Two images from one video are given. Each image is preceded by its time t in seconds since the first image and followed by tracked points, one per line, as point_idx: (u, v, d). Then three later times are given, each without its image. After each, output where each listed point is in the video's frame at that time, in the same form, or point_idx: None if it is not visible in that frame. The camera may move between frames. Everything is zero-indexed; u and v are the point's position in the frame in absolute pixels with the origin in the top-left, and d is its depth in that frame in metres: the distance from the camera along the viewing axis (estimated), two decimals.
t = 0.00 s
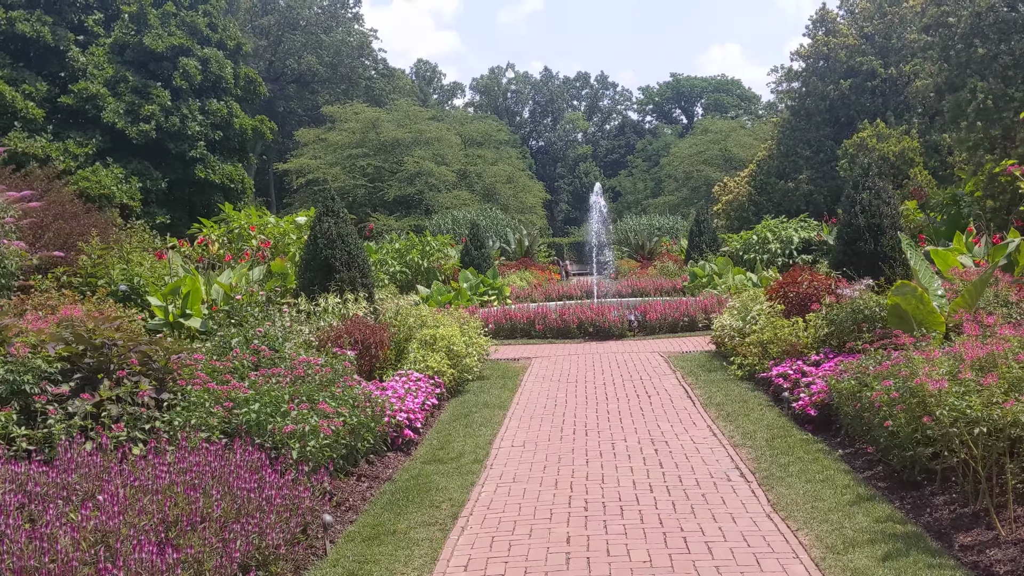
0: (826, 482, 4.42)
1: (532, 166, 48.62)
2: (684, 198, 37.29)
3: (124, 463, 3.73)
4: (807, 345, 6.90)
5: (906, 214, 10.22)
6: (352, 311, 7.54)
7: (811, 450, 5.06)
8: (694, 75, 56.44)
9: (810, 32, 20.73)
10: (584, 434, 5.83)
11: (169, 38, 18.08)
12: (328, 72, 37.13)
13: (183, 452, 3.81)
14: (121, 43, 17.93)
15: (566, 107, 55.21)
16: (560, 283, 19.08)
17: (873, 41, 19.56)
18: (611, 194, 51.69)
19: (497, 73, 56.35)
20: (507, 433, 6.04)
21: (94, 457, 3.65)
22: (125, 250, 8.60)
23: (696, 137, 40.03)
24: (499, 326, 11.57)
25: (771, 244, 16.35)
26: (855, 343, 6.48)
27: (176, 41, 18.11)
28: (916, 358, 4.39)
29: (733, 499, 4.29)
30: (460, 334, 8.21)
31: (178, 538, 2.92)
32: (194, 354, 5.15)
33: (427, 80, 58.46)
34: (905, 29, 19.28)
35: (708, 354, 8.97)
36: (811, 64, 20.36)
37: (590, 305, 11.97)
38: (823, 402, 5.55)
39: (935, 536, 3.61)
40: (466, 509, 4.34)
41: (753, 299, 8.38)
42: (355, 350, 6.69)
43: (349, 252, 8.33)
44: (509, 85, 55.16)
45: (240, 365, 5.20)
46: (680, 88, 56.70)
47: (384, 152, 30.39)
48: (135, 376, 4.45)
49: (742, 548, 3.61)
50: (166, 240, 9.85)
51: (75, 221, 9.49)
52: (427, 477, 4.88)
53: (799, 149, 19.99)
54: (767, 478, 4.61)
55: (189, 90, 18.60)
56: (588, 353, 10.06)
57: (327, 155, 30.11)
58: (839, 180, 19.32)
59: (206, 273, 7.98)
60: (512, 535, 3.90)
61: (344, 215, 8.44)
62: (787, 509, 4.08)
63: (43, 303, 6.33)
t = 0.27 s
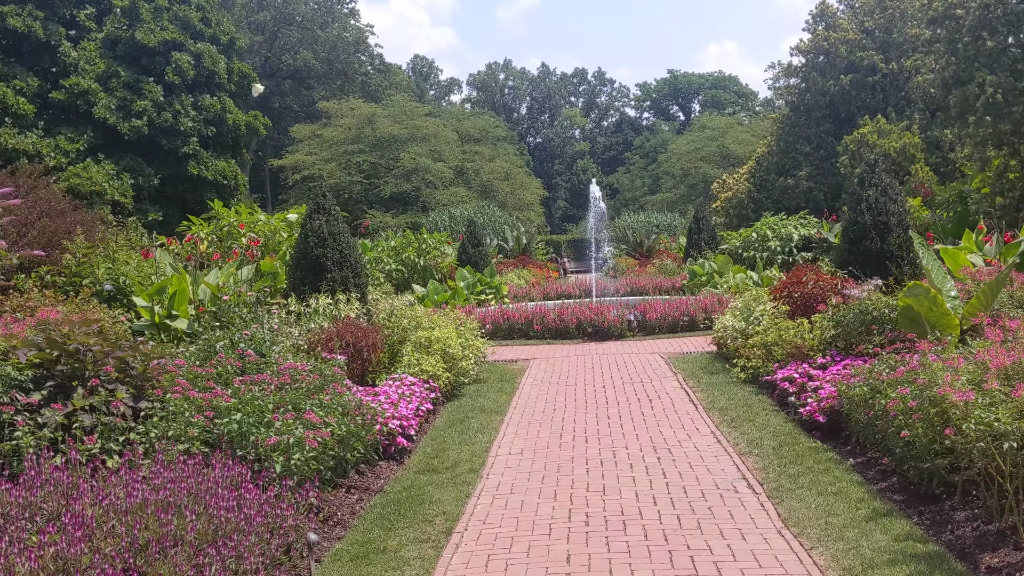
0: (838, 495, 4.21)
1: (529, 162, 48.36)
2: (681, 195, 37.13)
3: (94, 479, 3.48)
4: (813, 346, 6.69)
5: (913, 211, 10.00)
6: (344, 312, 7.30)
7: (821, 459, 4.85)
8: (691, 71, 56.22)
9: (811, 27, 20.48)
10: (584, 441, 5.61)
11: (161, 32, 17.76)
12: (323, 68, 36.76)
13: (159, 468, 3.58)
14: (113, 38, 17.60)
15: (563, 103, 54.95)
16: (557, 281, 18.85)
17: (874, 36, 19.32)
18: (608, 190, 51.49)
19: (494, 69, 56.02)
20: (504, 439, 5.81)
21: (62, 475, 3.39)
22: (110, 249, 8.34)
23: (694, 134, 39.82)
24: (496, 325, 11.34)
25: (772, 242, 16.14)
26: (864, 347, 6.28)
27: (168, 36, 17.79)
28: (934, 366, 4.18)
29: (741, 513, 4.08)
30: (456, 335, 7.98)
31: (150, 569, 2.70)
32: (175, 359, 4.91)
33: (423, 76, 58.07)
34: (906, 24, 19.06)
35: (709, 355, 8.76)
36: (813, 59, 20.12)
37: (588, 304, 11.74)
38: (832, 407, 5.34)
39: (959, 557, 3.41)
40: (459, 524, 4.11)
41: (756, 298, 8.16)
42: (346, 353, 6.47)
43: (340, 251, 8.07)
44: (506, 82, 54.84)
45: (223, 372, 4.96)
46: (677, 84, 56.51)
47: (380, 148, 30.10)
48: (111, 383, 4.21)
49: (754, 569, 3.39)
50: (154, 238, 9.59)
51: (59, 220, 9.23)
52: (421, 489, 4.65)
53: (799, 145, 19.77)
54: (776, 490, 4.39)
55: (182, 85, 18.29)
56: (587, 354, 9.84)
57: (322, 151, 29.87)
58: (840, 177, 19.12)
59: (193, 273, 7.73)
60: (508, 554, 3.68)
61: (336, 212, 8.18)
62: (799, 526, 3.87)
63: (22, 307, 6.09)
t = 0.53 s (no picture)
0: (854, 507, 3.96)
1: (530, 164, 48.17)
2: (683, 197, 36.88)
3: (55, 491, 3.24)
4: (822, 349, 6.43)
5: (923, 209, 9.72)
6: (335, 314, 7.07)
7: (833, 467, 4.60)
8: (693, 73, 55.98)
9: (814, 25, 20.26)
10: (583, 448, 5.36)
11: (156, 31, 17.60)
12: (324, 69, 36.58)
13: (125, 481, 3.33)
14: (107, 37, 17.45)
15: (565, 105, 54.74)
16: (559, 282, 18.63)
17: (878, 34, 19.09)
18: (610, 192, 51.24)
19: (496, 70, 55.85)
20: (500, 446, 5.57)
21: (19, 487, 3.16)
22: (97, 249, 8.13)
23: (696, 134, 39.54)
24: (495, 327, 11.11)
25: (775, 242, 15.90)
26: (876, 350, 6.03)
27: (163, 34, 17.63)
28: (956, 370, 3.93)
29: (749, 526, 3.83)
30: (452, 337, 7.74)
31: None
32: (153, 362, 4.68)
33: (425, 78, 57.96)
34: (911, 21, 18.81)
35: (713, 358, 8.52)
36: (816, 58, 19.89)
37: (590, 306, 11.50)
38: (844, 413, 5.07)
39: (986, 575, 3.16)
40: (450, 538, 3.87)
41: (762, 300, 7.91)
42: (337, 356, 6.23)
43: (333, 251, 7.83)
44: (508, 83, 54.66)
45: (204, 376, 4.72)
46: (679, 86, 56.26)
47: (380, 149, 29.91)
48: (81, 388, 3.96)
49: None
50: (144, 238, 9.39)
51: (47, 219, 9.04)
52: (410, 500, 4.41)
53: (803, 145, 19.55)
54: (786, 501, 4.14)
55: (177, 84, 18.12)
56: (588, 357, 9.59)
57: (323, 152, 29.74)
58: (844, 177, 18.87)
59: (181, 273, 7.51)
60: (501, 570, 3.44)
61: (329, 211, 7.95)
62: (812, 540, 3.62)
63: None
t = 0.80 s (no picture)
0: (871, 530, 3.71)
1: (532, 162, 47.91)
2: (686, 196, 36.59)
3: (13, 516, 3.00)
4: (832, 356, 6.18)
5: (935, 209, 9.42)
6: (329, 318, 6.84)
7: (847, 484, 4.35)
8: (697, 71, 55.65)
9: (820, 21, 19.99)
10: (584, 461, 5.12)
11: (153, 27, 17.40)
12: (326, 68, 36.30)
13: (89, 506, 3.11)
14: (103, 33, 17.25)
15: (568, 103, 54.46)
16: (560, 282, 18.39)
17: (885, 31, 18.78)
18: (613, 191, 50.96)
19: (499, 68, 55.59)
20: (497, 458, 5.33)
21: None
22: (83, 250, 7.91)
23: (699, 133, 39.22)
24: (494, 329, 10.88)
25: (780, 242, 15.64)
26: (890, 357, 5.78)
27: (160, 31, 17.43)
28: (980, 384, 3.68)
29: (759, 550, 3.59)
30: (449, 342, 7.49)
31: None
32: (130, 372, 4.44)
33: (427, 76, 57.72)
34: (919, 18, 18.51)
35: (718, 363, 8.27)
36: (823, 55, 19.62)
37: (591, 307, 11.26)
38: (857, 424, 4.81)
39: None
40: (440, 562, 3.63)
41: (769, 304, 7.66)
42: (327, 363, 6.00)
43: (326, 253, 7.58)
44: (510, 81, 54.40)
45: (184, 389, 4.51)
46: (682, 84, 55.94)
47: (381, 147, 29.69)
48: (50, 402, 3.73)
49: None
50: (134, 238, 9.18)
51: (34, 220, 8.83)
52: (400, 519, 4.17)
53: (808, 143, 19.29)
54: (799, 522, 3.90)
55: (175, 81, 17.92)
56: (589, 361, 9.34)
57: (326, 151, 29.68)
58: (850, 176, 18.59)
59: (169, 276, 7.29)
60: None
61: (322, 212, 7.70)
62: (827, 567, 3.38)
63: None
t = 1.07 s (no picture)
0: (895, 544, 3.48)
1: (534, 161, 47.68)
2: (688, 195, 36.37)
3: None
4: (846, 357, 5.96)
5: (948, 205, 9.15)
6: (323, 319, 6.62)
7: (866, 493, 4.12)
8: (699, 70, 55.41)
9: (826, 17, 19.77)
10: (588, 467, 4.90)
11: (150, 23, 17.20)
12: (327, 66, 36.09)
13: (58, 520, 2.90)
14: (100, 29, 17.05)
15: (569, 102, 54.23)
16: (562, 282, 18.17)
17: (891, 27, 18.53)
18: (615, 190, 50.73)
19: (500, 67, 55.37)
20: (497, 464, 5.11)
21: None
22: (73, 248, 7.71)
23: (701, 132, 38.97)
24: (495, 329, 10.66)
25: (785, 241, 15.41)
26: (907, 359, 5.56)
27: (157, 27, 17.23)
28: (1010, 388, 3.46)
29: (777, 566, 3.36)
30: (449, 342, 7.27)
31: None
32: (112, 376, 4.22)
33: (428, 75, 57.51)
34: (926, 13, 18.27)
35: (725, 364, 8.05)
36: (828, 51, 19.40)
37: (594, 307, 11.05)
38: (875, 430, 4.59)
39: None
40: None
41: (778, 304, 7.44)
42: (322, 365, 5.79)
43: (322, 251, 7.36)
44: (512, 80, 54.17)
45: (167, 394, 4.31)
46: (684, 83, 55.70)
47: (382, 146, 29.49)
48: (23, 407, 3.49)
49: None
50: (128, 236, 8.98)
51: (24, 217, 8.63)
52: (395, 530, 3.95)
53: (814, 141, 19.06)
54: (817, 535, 3.67)
55: (172, 78, 17.72)
56: (592, 362, 9.12)
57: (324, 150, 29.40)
58: (856, 174, 18.37)
59: (160, 275, 7.08)
60: None
61: (318, 208, 7.48)
62: None
63: None
